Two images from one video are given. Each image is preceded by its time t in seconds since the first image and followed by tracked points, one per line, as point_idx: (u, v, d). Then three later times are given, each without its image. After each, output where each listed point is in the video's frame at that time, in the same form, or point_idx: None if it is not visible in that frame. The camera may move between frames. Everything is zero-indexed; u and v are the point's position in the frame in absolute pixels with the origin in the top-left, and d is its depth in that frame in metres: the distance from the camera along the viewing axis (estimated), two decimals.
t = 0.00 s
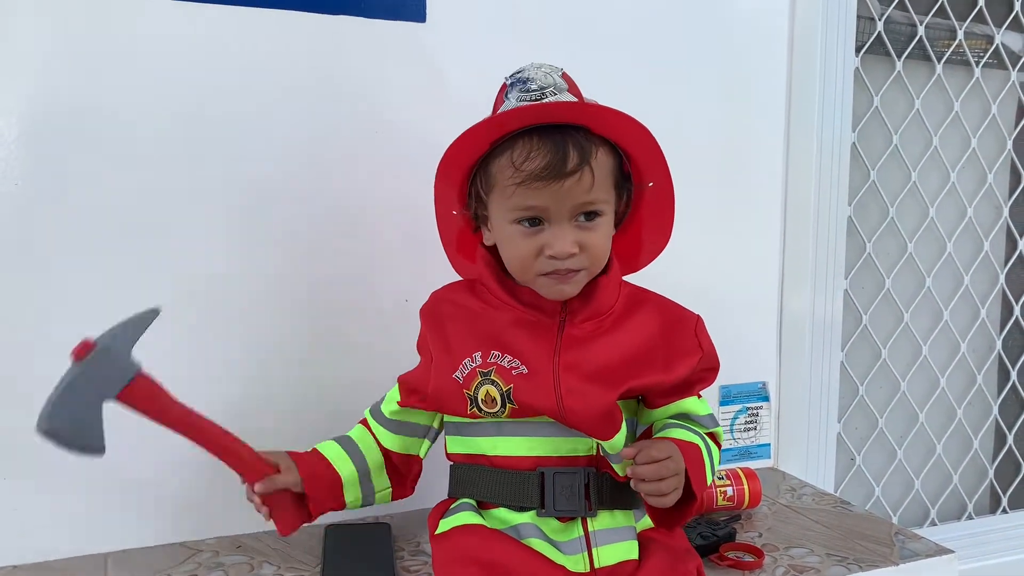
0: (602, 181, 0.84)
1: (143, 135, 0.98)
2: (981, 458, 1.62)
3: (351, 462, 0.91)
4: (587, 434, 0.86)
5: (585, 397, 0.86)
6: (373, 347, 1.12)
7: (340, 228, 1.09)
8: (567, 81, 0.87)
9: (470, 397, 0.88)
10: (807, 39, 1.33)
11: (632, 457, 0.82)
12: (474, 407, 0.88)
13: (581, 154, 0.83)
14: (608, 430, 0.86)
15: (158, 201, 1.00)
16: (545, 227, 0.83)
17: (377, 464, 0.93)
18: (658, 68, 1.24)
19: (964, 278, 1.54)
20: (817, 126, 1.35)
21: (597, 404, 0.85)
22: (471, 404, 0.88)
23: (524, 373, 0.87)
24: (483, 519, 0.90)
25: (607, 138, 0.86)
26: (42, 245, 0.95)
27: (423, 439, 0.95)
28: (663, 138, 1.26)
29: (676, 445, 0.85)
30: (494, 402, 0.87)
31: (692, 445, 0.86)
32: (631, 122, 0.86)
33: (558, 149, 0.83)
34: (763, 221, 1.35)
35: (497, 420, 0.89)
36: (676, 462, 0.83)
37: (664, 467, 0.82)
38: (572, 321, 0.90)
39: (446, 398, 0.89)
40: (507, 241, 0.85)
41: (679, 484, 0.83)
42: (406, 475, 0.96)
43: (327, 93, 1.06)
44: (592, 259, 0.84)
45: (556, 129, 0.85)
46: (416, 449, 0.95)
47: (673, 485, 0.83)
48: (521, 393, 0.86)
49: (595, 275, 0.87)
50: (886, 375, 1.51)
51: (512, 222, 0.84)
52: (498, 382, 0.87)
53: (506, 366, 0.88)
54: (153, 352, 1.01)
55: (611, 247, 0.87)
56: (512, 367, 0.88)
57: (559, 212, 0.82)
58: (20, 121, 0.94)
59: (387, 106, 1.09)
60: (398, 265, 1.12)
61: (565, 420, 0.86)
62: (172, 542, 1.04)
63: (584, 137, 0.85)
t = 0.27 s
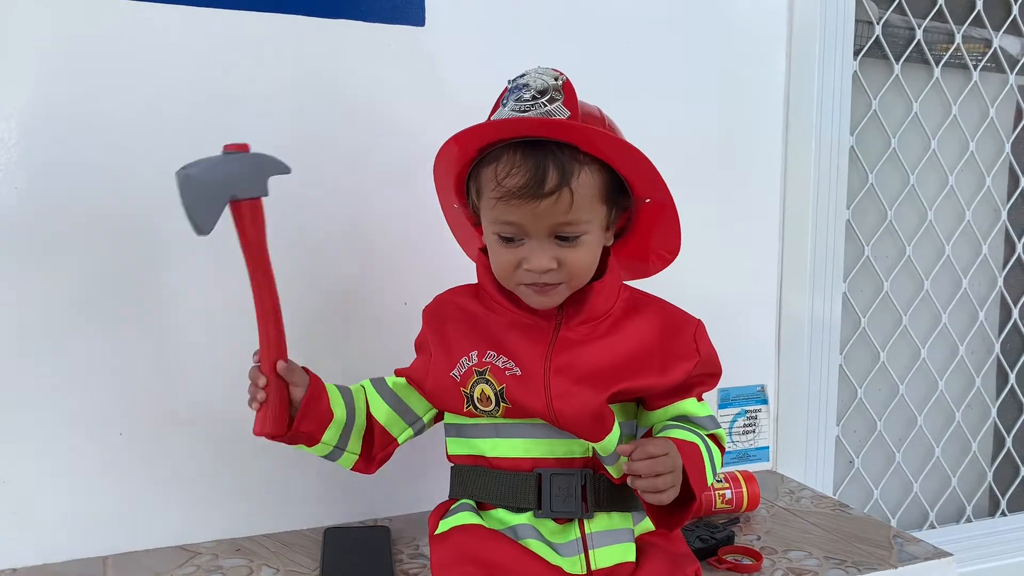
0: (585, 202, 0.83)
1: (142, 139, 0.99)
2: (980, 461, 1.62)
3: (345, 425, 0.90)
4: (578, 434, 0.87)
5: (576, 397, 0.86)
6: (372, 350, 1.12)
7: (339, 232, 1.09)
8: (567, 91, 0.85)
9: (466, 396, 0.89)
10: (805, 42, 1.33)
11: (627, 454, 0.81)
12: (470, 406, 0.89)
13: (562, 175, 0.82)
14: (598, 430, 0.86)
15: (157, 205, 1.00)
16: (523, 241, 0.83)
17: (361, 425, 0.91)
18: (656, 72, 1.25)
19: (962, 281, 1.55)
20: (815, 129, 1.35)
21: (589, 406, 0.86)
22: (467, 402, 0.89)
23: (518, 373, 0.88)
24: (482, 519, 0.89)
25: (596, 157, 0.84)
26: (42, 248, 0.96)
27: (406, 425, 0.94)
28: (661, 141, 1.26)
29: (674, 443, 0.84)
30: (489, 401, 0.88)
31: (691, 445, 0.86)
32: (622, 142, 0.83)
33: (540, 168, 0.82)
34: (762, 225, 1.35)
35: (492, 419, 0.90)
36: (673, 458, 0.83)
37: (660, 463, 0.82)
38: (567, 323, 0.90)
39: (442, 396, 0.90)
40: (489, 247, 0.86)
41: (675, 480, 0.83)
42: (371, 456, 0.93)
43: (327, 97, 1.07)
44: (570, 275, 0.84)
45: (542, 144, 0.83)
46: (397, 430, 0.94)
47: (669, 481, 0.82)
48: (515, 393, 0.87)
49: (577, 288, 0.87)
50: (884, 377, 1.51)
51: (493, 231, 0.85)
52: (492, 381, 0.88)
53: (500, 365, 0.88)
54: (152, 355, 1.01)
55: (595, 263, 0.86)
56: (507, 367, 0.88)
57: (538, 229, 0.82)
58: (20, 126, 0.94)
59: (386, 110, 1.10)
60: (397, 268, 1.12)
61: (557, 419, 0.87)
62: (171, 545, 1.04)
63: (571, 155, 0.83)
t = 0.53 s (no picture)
0: (582, 214, 0.82)
1: (141, 143, 0.99)
2: (978, 463, 1.62)
3: (384, 504, 0.94)
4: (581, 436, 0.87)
5: (577, 400, 0.86)
6: (372, 353, 1.12)
7: (338, 235, 1.09)
8: (574, 99, 0.84)
9: (470, 406, 0.90)
10: (803, 46, 1.33)
11: (629, 456, 0.81)
12: (476, 416, 0.90)
13: (559, 185, 0.81)
14: (602, 432, 0.85)
15: (157, 209, 1.00)
16: (518, 247, 0.83)
17: (397, 492, 0.95)
18: (655, 76, 1.25)
19: (961, 284, 1.55)
20: (814, 133, 1.35)
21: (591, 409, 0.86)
22: (472, 413, 0.90)
23: (520, 380, 0.88)
24: (486, 520, 0.90)
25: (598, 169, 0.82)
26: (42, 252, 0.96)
27: (440, 454, 0.97)
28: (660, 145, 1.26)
29: (674, 445, 0.85)
30: (493, 410, 0.89)
31: (694, 447, 0.86)
32: (628, 160, 0.82)
33: (537, 177, 0.81)
34: (760, 228, 1.35)
35: (497, 427, 0.90)
36: (674, 460, 0.83)
37: (661, 465, 0.82)
38: (568, 327, 0.90)
39: (449, 407, 0.91)
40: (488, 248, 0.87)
41: (677, 482, 0.83)
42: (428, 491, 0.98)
43: (326, 101, 1.07)
44: (563, 283, 0.84)
45: (543, 152, 0.83)
46: (435, 464, 0.97)
47: (671, 483, 0.82)
48: (518, 400, 0.88)
49: (572, 294, 0.87)
50: (883, 380, 1.51)
51: (491, 233, 0.85)
52: (495, 391, 0.89)
53: (502, 373, 0.89)
54: (153, 359, 1.01)
55: (591, 273, 0.86)
56: (508, 375, 0.88)
57: (532, 237, 0.82)
58: (20, 130, 0.94)
59: (385, 113, 1.10)
60: (397, 272, 1.13)
61: (561, 425, 0.87)
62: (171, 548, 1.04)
63: (572, 164, 0.82)
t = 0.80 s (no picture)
0: (562, 219, 0.82)
1: (142, 145, 0.99)
2: (978, 465, 1.62)
3: (355, 446, 0.89)
4: (574, 432, 0.87)
5: (571, 396, 0.87)
6: (371, 355, 1.12)
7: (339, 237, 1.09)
8: (569, 106, 0.83)
9: (466, 398, 0.90)
10: (803, 48, 1.33)
11: (618, 450, 0.81)
12: (471, 408, 0.90)
13: (539, 189, 0.81)
14: (594, 428, 0.86)
15: (157, 211, 1.00)
16: (500, 247, 0.85)
17: (373, 442, 0.91)
18: (655, 78, 1.25)
19: (960, 286, 1.55)
20: (814, 135, 1.35)
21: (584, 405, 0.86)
22: (467, 405, 0.90)
23: (515, 373, 0.88)
24: (483, 522, 0.90)
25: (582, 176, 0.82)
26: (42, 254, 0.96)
27: (418, 436, 0.95)
28: (659, 147, 1.26)
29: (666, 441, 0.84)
30: (488, 401, 0.89)
31: (686, 448, 0.86)
32: (610, 172, 0.81)
33: (519, 180, 0.82)
34: (760, 230, 1.35)
35: (492, 420, 0.90)
36: (665, 457, 0.83)
37: (650, 459, 0.82)
38: (564, 325, 0.90)
39: (444, 398, 0.91)
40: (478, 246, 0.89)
41: (666, 478, 0.83)
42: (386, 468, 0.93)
43: (326, 103, 1.07)
44: (544, 286, 0.85)
45: (529, 156, 0.83)
46: (409, 441, 0.95)
47: (660, 478, 0.82)
48: (514, 392, 0.88)
49: (557, 298, 0.87)
50: (883, 382, 1.51)
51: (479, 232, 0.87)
52: (491, 382, 0.89)
53: (498, 366, 0.89)
54: (152, 361, 1.02)
55: (574, 277, 0.86)
56: (504, 367, 0.89)
57: (512, 239, 0.83)
58: (20, 132, 0.94)
59: (385, 116, 1.10)
60: (397, 274, 1.13)
61: (555, 419, 0.87)
62: (170, 550, 1.04)
63: (556, 170, 0.83)
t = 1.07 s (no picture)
0: (554, 221, 0.82)
1: (142, 144, 0.99)
2: (979, 466, 1.62)
3: (360, 474, 0.93)
4: (577, 434, 0.88)
5: (572, 397, 0.86)
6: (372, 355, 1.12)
7: (339, 237, 1.09)
8: (569, 109, 0.83)
9: (471, 401, 0.91)
10: (803, 48, 1.33)
11: (631, 454, 0.82)
12: (476, 411, 0.91)
13: (531, 190, 0.81)
14: (597, 429, 0.86)
15: (157, 210, 1.00)
16: (495, 248, 0.85)
17: (378, 465, 0.94)
18: (655, 78, 1.25)
19: (961, 287, 1.55)
20: (813, 135, 1.35)
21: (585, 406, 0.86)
22: (472, 408, 0.91)
23: (518, 376, 0.88)
24: (488, 518, 0.90)
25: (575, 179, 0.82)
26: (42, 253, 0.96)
27: (430, 445, 0.97)
28: (660, 147, 1.26)
29: (677, 441, 0.85)
30: (493, 404, 0.89)
31: (694, 443, 0.87)
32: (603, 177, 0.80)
33: (512, 181, 0.82)
34: (761, 230, 1.35)
35: (497, 422, 0.91)
36: (677, 458, 0.83)
37: (662, 461, 0.82)
38: (566, 325, 0.90)
39: (450, 401, 0.92)
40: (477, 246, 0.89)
41: (678, 479, 0.83)
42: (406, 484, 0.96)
43: (327, 103, 1.07)
44: (538, 287, 0.85)
45: (524, 158, 0.84)
46: (422, 453, 0.97)
47: (672, 480, 0.83)
48: (517, 395, 0.88)
49: (552, 300, 0.87)
50: (884, 383, 1.51)
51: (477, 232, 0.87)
52: (494, 385, 0.89)
53: (502, 369, 0.89)
54: (153, 360, 1.01)
55: (569, 279, 0.86)
56: (508, 371, 0.89)
57: (505, 240, 0.83)
58: (20, 131, 0.94)
59: (386, 116, 1.10)
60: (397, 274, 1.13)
61: (558, 422, 0.87)
62: (170, 550, 1.04)
63: (550, 172, 0.82)
